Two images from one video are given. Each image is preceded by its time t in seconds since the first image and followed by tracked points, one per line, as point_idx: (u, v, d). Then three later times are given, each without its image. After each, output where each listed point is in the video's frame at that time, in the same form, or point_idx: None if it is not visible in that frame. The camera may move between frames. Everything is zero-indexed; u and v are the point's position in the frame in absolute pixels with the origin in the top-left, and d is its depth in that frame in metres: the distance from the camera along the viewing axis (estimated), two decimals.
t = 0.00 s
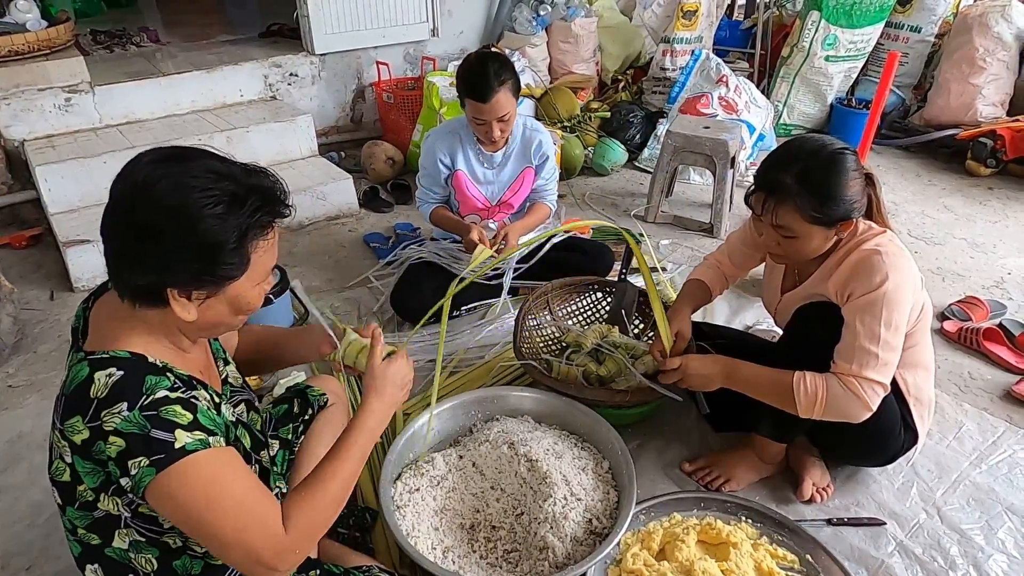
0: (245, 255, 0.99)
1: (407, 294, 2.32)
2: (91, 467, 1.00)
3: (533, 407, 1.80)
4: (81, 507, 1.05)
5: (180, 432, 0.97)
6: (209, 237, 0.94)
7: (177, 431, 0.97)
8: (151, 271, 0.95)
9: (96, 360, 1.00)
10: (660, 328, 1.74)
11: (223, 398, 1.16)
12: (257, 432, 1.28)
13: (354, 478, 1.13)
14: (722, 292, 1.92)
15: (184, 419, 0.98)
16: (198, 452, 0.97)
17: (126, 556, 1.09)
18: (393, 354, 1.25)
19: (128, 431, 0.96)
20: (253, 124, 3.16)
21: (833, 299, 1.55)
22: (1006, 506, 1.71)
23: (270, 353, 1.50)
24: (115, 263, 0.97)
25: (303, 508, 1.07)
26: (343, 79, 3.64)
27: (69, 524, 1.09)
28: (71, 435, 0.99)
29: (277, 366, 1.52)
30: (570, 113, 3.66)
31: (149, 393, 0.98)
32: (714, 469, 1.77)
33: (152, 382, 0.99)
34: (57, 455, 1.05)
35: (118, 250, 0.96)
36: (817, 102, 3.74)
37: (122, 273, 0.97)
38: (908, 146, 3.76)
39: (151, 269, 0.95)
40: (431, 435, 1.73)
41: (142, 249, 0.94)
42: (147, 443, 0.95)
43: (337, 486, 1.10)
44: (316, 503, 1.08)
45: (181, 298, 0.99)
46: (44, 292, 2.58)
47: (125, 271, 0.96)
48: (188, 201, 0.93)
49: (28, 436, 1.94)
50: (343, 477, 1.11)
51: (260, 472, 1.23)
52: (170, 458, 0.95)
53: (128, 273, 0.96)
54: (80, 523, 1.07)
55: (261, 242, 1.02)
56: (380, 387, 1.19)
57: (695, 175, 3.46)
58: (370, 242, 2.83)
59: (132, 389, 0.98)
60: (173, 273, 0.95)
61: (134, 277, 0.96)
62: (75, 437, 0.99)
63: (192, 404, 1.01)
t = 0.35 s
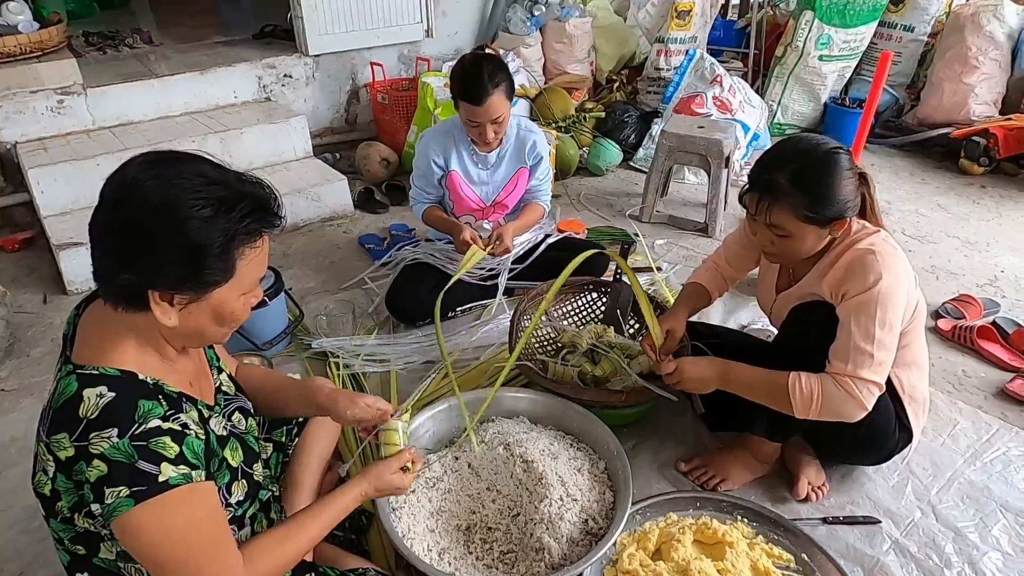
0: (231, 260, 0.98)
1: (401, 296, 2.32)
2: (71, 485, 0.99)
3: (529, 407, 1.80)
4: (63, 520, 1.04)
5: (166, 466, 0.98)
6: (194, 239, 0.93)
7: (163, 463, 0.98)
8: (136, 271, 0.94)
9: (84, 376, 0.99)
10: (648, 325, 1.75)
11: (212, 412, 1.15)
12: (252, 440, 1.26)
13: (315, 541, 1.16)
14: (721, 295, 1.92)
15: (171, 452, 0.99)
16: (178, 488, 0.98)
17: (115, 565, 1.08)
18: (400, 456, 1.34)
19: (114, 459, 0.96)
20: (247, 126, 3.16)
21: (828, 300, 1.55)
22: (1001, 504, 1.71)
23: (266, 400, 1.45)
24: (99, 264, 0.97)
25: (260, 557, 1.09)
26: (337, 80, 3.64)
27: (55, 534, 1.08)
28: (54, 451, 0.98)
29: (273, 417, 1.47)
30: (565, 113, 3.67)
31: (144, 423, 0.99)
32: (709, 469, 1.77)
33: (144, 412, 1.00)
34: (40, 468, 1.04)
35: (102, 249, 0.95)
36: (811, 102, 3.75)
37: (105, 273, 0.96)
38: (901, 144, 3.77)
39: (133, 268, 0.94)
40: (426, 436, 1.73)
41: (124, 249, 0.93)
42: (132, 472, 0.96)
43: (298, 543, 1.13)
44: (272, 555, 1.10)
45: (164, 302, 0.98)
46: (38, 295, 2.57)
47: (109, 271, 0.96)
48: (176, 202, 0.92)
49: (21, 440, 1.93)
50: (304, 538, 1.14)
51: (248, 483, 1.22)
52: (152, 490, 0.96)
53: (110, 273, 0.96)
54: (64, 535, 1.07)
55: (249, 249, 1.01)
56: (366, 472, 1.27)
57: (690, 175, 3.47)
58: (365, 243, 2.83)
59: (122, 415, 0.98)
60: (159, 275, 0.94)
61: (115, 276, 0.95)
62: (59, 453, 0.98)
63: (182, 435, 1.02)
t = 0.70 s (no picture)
0: (222, 254, 0.98)
1: (405, 293, 2.32)
2: (80, 486, 1.00)
3: (532, 405, 1.80)
4: (70, 518, 1.05)
5: (178, 469, 0.99)
6: (185, 231, 0.93)
7: (176, 467, 0.99)
8: (129, 261, 0.95)
9: (93, 378, 0.99)
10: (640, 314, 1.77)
11: (221, 411, 1.15)
12: (263, 443, 1.25)
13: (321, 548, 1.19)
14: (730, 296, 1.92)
15: (183, 455, 1.00)
16: (192, 490, 1.00)
17: (120, 561, 1.08)
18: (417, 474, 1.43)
19: (125, 463, 0.97)
20: (251, 123, 3.16)
21: (832, 298, 1.55)
22: (1005, 504, 1.70)
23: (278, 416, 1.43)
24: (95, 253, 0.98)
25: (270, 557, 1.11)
26: (341, 77, 3.64)
27: (61, 530, 1.09)
28: (64, 451, 0.99)
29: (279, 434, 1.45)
30: (569, 111, 3.66)
31: (153, 427, 0.99)
32: (713, 467, 1.77)
33: (154, 417, 1.00)
34: (46, 465, 1.05)
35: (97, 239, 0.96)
36: (816, 100, 3.73)
37: (100, 261, 0.97)
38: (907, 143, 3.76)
39: (125, 259, 0.95)
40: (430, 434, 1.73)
41: (116, 240, 0.94)
42: (143, 477, 0.97)
43: (303, 549, 1.16)
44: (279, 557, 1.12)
45: (158, 294, 0.99)
46: (42, 291, 2.57)
47: (108, 263, 0.96)
48: (170, 193, 0.92)
49: (25, 436, 1.94)
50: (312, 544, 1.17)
51: (255, 484, 1.21)
52: (168, 493, 0.98)
53: (105, 262, 0.97)
54: (70, 531, 1.07)
55: (243, 244, 1.01)
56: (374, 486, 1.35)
57: (694, 173, 3.46)
58: (369, 240, 2.83)
59: (133, 420, 0.98)
60: (153, 266, 0.95)
61: (110, 266, 0.96)
62: (68, 454, 0.98)
63: (192, 438, 1.03)
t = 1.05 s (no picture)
0: (235, 253, 0.99)
1: (406, 290, 2.32)
2: (89, 474, 1.00)
3: (533, 402, 1.80)
4: (78, 506, 1.06)
5: (186, 458, 0.99)
6: (198, 226, 0.94)
7: (185, 455, 0.99)
8: (139, 254, 0.95)
9: (104, 366, 1.00)
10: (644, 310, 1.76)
11: (227, 404, 1.15)
12: (265, 435, 1.27)
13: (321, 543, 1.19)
14: (740, 299, 1.92)
15: (191, 444, 1.01)
16: (200, 479, 1.00)
17: (125, 550, 1.09)
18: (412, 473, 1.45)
19: (135, 451, 0.97)
20: (254, 119, 3.16)
21: (835, 298, 1.55)
22: (1006, 504, 1.70)
23: (282, 412, 1.44)
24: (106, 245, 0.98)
25: (271, 552, 1.11)
26: (343, 74, 3.64)
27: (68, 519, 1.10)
28: (74, 439, 0.99)
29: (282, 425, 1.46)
30: (572, 109, 3.66)
31: (163, 416, 0.99)
32: (714, 465, 1.77)
33: (164, 406, 1.00)
34: (56, 453, 1.05)
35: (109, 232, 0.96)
36: (819, 99, 3.73)
37: (110, 254, 0.97)
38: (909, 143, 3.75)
39: (135, 251, 0.95)
40: (431, 430, 1.73)
41: (128, 233, 0.94)
42: (152, 465, 0.97)
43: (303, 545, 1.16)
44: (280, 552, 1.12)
45: (170, 287, 0.98)
46: (44, 286, 2.58)
47: (119, 255, 0.96)
48: (182, 188, 0.92)
49: (26, 431, 1.94)
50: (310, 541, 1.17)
51: (259, 477, 1.21)
52: (174, 483, 0.98)
53: (115, 255, 0.97)
54: (77, 520, 1.08)
55: (256, 241, 1.01)
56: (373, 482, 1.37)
57: (697, 172, 3.45)
58: (370, 237, 2.83)
59: (144, 409, 0.99)
60: (162, 259, 0.95)
61: (120, 258, 0.96)
62: (78, 442, 0.98)
63: (201, 427, 1.03)
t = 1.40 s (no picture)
0: (259, 236, 0.99)
1: (409, 291, 2.32)
2: (110, 467, 1.00)
3: (535, 403, 1.80)
4: (93, 500, 1.06)
5: (208, 452, 1.00)
6: (221, 217, 0.94)
7: (205, 450, 1.00)
8: (167, 254, 0.95)
9: (127, 361, 1.00)
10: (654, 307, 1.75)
11: (242, 402, 1.15)
12: (275, 435, 1.27)
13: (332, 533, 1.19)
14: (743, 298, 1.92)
15: (212, 439, 1.01)
16: (220, 473, 1.00)
17: (135, 546, 1.09)
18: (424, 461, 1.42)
19: (158, 445, 0.97)
20: (257, 120, 3.16)
21: (837, 299, 1.55)
22: (1008, 506, 1.70)
23: (290, 406, 1.46)
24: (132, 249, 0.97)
25: (283, 547, 1.10)
26: (346, 75, 3.64)
27: (81, 513, 1.10)
28: (95, 432, 0.99)
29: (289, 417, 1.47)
30: (574, 110, 3.66)
31: (185, 409, 1.00)
32: (716, 467, 1.77)
33: (186, 400, 1.01)
34: (74, 446, 1.05)
35: (133, 236, 0.96)
36: (821, 100, 3.73)
37: (139, 259, 0.97)
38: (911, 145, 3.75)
39: (166, 249, 0.95)
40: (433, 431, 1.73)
41: (154, 233, 0.94)
42: (174, 459, 0.97)
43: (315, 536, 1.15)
44: (292, 546, 1.11)
45: (198, 282, 0.99)
46: (48, 286, 2.58)
47: (144, 257, 0.97)
48: (201, 182, 0.93)
49: (30, 430, 1.94)
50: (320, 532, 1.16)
51: (270, 476, 1.22)
52: (194, 476, 0.98)
53: (143, 257, 0.97)
54: (91, 513, 1.08)
55: (276, 226, 1.02)
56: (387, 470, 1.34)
57: (699, 173, 3.46)
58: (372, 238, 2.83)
59: (166, 402, 0.99)
60: (189, 255, 0.95)
61: (151, 259, 0.96)
62: (100, 435, 0.99)
63: (221, 424, 1.04)
